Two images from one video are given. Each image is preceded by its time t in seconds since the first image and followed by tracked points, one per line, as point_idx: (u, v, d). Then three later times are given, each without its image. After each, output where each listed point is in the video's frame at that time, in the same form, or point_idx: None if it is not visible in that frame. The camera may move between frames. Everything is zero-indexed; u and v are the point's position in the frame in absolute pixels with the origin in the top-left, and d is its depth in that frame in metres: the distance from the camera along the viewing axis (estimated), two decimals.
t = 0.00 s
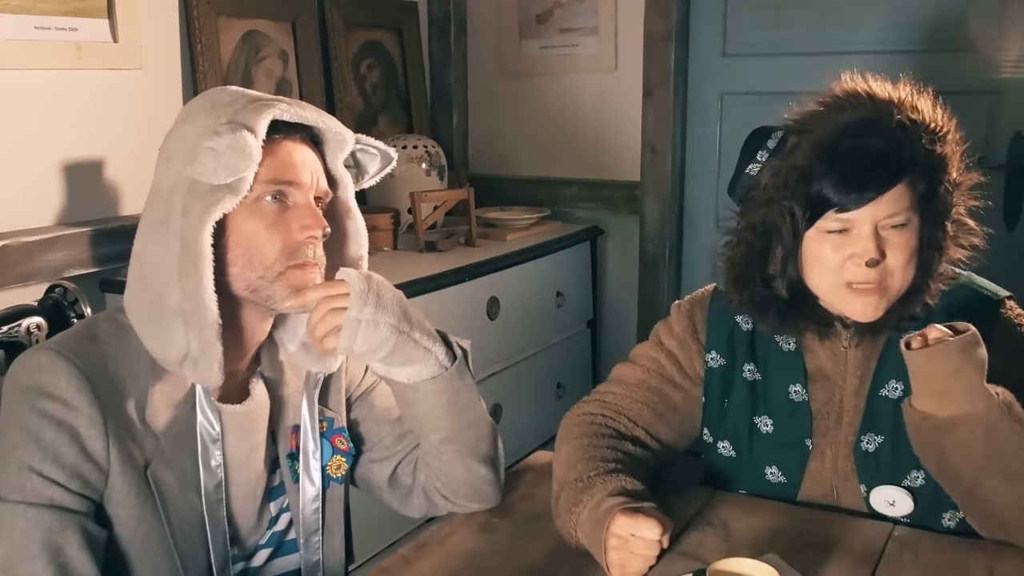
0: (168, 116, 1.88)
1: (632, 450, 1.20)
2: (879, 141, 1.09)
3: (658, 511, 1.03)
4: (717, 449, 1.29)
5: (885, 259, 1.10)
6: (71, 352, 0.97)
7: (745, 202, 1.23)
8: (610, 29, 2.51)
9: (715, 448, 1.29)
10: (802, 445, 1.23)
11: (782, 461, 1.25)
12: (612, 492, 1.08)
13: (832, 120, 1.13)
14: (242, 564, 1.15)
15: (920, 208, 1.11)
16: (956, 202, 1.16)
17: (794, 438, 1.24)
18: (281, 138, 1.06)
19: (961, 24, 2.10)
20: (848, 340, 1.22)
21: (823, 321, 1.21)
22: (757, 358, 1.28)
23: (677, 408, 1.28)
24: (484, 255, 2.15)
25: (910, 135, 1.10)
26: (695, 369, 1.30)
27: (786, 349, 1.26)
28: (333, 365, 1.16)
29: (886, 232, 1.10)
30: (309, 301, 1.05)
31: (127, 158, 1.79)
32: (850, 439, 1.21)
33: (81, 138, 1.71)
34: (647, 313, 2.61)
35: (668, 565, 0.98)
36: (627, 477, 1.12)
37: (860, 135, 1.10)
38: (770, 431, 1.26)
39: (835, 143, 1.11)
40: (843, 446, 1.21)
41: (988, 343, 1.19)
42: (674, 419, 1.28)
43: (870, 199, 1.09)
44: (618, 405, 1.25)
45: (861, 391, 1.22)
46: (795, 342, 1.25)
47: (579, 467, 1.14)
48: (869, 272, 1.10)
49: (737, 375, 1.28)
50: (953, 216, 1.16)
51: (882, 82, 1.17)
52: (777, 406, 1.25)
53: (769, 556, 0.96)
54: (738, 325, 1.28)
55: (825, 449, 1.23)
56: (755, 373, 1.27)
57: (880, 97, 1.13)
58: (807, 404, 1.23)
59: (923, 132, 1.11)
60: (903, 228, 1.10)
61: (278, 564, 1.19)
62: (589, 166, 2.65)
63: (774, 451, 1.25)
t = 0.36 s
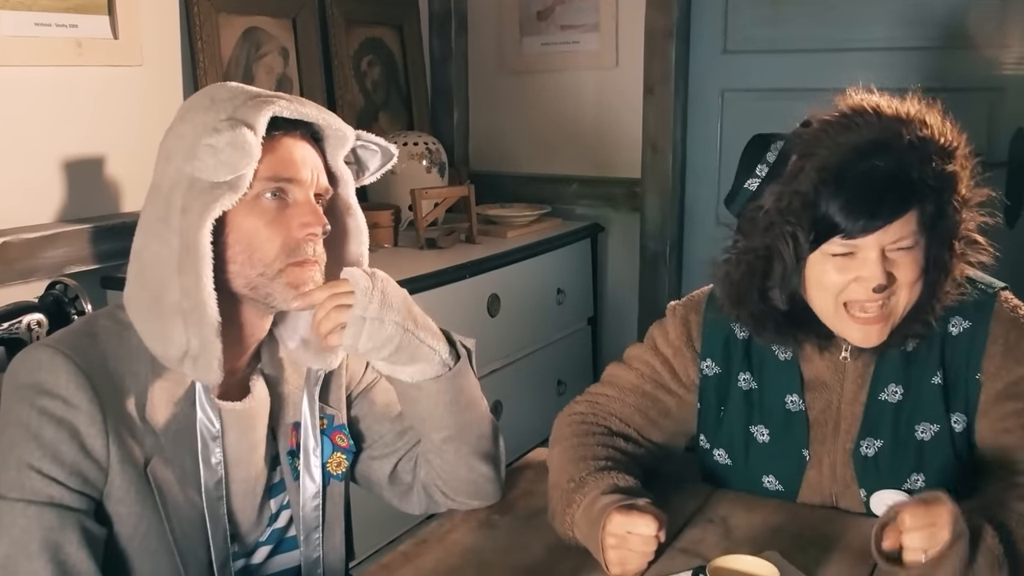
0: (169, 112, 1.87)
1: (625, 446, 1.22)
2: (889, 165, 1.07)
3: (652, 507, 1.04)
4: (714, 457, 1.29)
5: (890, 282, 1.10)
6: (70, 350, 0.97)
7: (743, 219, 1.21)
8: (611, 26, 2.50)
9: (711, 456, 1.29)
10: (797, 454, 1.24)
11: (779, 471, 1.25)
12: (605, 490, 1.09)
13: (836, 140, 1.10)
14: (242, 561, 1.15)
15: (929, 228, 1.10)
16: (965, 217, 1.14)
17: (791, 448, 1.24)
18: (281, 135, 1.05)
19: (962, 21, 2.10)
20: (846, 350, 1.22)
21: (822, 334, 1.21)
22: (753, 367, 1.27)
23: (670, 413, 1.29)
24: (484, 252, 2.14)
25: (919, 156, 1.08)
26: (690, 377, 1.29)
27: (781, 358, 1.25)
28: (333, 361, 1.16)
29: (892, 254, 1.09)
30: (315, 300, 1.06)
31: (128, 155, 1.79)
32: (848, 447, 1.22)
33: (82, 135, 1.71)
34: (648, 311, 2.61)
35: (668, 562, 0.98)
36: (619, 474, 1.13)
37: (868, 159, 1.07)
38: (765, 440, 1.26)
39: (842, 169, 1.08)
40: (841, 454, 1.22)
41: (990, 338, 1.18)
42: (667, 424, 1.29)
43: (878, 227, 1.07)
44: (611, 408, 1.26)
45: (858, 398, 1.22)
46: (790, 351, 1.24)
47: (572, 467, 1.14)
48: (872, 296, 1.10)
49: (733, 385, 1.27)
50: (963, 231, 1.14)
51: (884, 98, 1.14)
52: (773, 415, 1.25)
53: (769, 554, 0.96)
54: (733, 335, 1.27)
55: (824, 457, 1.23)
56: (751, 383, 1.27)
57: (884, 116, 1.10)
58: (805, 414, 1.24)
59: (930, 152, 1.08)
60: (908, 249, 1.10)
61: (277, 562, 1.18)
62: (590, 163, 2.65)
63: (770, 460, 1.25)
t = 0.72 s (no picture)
0: (168, 111, 1.87)
1: (624, 443, 1.22)
2: (874, 137, 1.09)
3: (652, 504, 1.04)
4: (711, 449, 1.29)
5: (880, 254, 1.12)
6: (70, 348, 0.97)
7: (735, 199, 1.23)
8: (610, 25, 2.50)
9: (709, 448, 1.29)
10: (793, 444, 1.23)
11: (775, 461, 1.24)
12: (605, 487, 1.09)
13: (823, 114, 1.12)
14: (242, 560, 1.15)
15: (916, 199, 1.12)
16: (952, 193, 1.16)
17: (787, 437, 1.23)
18: (281, 135, 1.05)
19: (962, 18, 2.09)
20: (841, 337, 1.21)
21: (816, 319, 1.20)
22: (748, 358, 1.27)
23: (666, 406, 1.29)
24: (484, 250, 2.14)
25: (904, 128, 1.10)
26: (685, 369, 1.30)
27: (776, 348, 1.25)
28: (333, 360, 1.16)
29: (879, 227, 1.11)
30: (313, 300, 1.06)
31: (128, 154, 1.79)
32: (843, 436, 1.21)
33: (82, 134, 1.71)
34: (647, 309, 2.61)
35: (668, 560, 0.98)
36: (620, 472, 1.13)
37: (854, 132, 1.10)
38: (762, 431, 1.25)
39: (829, 141, 1.11)
40: (837, 443, 1.21)
41: (982, 325, 1.17)
42: (663, 417, 1.29)
43: (867, 194, 1.09)
44: (608, 403, 1.26)
45: (852, 387, 1.21)
46: (785, 340, 1.24)
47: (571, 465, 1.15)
48: (863, 267, 1.11)
49: (728, 376, 1.27)
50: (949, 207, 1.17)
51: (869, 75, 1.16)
52: (768, 405, 1.25)
53: (769, 551, 0.96)
54: (727, 324, 1.28)
55: (819, 447, 1.22)
56: (746, 373, 1.27)
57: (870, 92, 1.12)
58: (801, 404, 1.23)
59: (915, 127, 1.11)
60: (896, 222, 1.11)
61: (278, 560, 1.18)
62: (590, 161, 2.65)
63: (767, 451, 1.25)
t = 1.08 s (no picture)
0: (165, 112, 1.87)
1: (634, 444, 1.21)
2: (854, 92, 1.15)
3: (658, 504, 1.05)
4: (710, 427, 1.30)
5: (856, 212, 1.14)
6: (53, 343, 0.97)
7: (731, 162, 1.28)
8: (608, 25, 2.50)
9: (708, 426, 1.30)
10: (791, 420, 1.23)
11: (773, 437, 1.24)
12: (612, 485, 1.10)
13: (811, 74, 1.18)
14: (232, 560, 1.13)
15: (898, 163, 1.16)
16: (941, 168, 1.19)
17: (786, 412, 1.23)
18: (263, 133, 1.05)
19: (961, 19, 2.09)
20: (837, 313, 1.22)
21: (811, 291, 1.22)
22: (748, 333, 1.28)
23: (673, 390, 1.28)
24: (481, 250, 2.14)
25: (887, 90, 1.15)
26: (688, 349, 1.30)
27: (778, 324, 1.26)
28: (322, 358, 1.17)
29: (859, 186, 1.15)
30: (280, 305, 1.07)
31: (125, 154, 1.79)
32: (842, 414, 1.20)
33: (79, 135, 1.71)
34: (645, 310, 2.61)
35: (666, 560, 0.98)
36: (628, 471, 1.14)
37: (833, 87, 1.15)
38: (761, 405, 1.26)
39: (810, 95, 1.16)
40: (836, 421, 1.21)
41: (986, 312, 1.16)
42: (671, 402, 1.28)
43: (840, 142, 1.14)
44: (617, 396, 1.26)
45: (852, 365, 1.21)
46: (789, 315, 1.25)
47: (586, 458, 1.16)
48: (835, 220, 1.14)
49: (729, 351, 1.28)
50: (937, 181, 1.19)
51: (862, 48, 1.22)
52: (768, 379, 1.25)
53: (766, 552, 0.96)
54: (728, 302, 1.30)
55: (818, 424, 1.22)
56: (746, 348, 1.28)
57: (858, 57, 1.18)
58: (799, 376, 1.23)
59: (897, 88, 1.15)
60: (878, 183, 1.14)
61: (272, 559, 1.16)
62: (587, 162, 2.65)
63: (765, 426, 1.25)
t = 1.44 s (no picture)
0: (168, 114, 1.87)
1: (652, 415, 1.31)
2: (793, 90, 1.18)
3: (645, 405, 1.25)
4: (703, 426, 1.32)
5: (779, 210, 1.16)
6: (38, 356, 0.97)
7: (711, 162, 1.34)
8: (611, 29, 2.50)
9: (701, 426, 1.32)
10: (776, 422, 1.25)
11: (760, 436, 1.26)
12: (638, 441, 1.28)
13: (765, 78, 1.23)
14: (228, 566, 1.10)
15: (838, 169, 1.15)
16: (901, 176, 1.13)
17: (770, 413, 1.26)
18: (201, 138, 1.03)
19: (963, 25, 2.09)
20: (814, 321, 1.23)
21: (788, 299, 1.23)
22: (739, 334, 1.31)
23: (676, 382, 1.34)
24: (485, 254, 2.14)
25: (827, 90, 1.15)
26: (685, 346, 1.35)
27: (768, 326, 1.28)
28: (316, 349, 1.19)
29: (786, 186, 1.17)
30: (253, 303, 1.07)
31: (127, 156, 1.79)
32: (826, 422, 1.22)
33: (82, 137, 1.71)
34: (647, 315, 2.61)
35: (667, 566, 0.98)
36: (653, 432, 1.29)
37: (776, 86, 1.19)
38: (751, 405, 1.28)
39: (757, 97, 1.21)
40: (820, 428, 1.22)
41: (967, 323, 1.13)
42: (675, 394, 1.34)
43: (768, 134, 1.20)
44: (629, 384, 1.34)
45: (836, 373, 1.22)
46: (777, 318, 1.27)
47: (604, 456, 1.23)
48: (758, 219, 1.18)
49: (721, 351, 1.31)
50: (897, 188, 1.13)
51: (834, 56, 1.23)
52: (757, 381, 1.27)
53: (768, 557, 0.97)
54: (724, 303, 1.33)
55: (801, 430, 1.24)
56: (737, 348, 1.30)
57: (812, 58, 1.20)
58: (786, 376, 1.25)
59: (836, 83, 1.15)
60: (802, 184, 1.16)
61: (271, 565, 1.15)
62: (588, 165, 2.65)
63: (754, 426, 1.27)
